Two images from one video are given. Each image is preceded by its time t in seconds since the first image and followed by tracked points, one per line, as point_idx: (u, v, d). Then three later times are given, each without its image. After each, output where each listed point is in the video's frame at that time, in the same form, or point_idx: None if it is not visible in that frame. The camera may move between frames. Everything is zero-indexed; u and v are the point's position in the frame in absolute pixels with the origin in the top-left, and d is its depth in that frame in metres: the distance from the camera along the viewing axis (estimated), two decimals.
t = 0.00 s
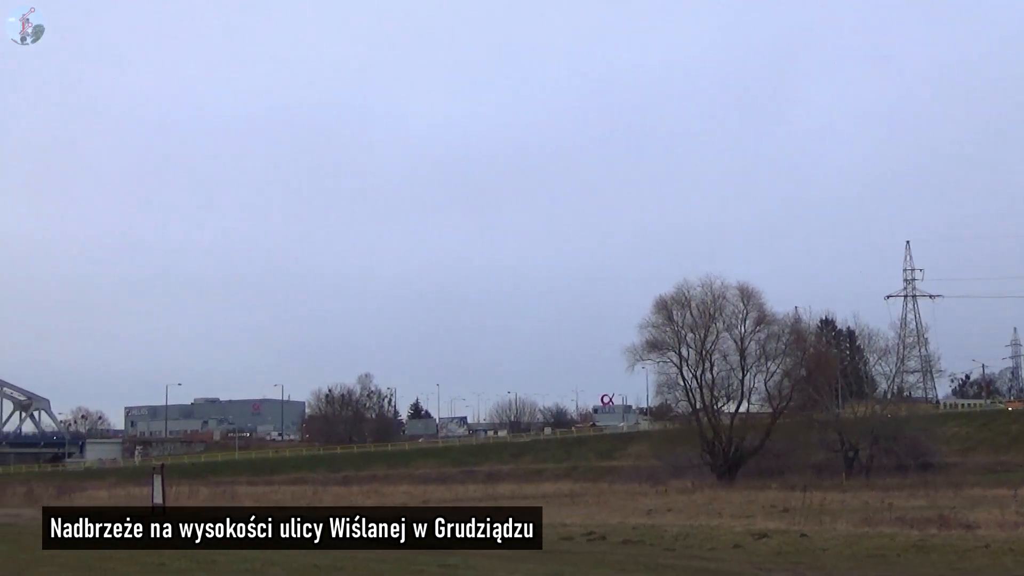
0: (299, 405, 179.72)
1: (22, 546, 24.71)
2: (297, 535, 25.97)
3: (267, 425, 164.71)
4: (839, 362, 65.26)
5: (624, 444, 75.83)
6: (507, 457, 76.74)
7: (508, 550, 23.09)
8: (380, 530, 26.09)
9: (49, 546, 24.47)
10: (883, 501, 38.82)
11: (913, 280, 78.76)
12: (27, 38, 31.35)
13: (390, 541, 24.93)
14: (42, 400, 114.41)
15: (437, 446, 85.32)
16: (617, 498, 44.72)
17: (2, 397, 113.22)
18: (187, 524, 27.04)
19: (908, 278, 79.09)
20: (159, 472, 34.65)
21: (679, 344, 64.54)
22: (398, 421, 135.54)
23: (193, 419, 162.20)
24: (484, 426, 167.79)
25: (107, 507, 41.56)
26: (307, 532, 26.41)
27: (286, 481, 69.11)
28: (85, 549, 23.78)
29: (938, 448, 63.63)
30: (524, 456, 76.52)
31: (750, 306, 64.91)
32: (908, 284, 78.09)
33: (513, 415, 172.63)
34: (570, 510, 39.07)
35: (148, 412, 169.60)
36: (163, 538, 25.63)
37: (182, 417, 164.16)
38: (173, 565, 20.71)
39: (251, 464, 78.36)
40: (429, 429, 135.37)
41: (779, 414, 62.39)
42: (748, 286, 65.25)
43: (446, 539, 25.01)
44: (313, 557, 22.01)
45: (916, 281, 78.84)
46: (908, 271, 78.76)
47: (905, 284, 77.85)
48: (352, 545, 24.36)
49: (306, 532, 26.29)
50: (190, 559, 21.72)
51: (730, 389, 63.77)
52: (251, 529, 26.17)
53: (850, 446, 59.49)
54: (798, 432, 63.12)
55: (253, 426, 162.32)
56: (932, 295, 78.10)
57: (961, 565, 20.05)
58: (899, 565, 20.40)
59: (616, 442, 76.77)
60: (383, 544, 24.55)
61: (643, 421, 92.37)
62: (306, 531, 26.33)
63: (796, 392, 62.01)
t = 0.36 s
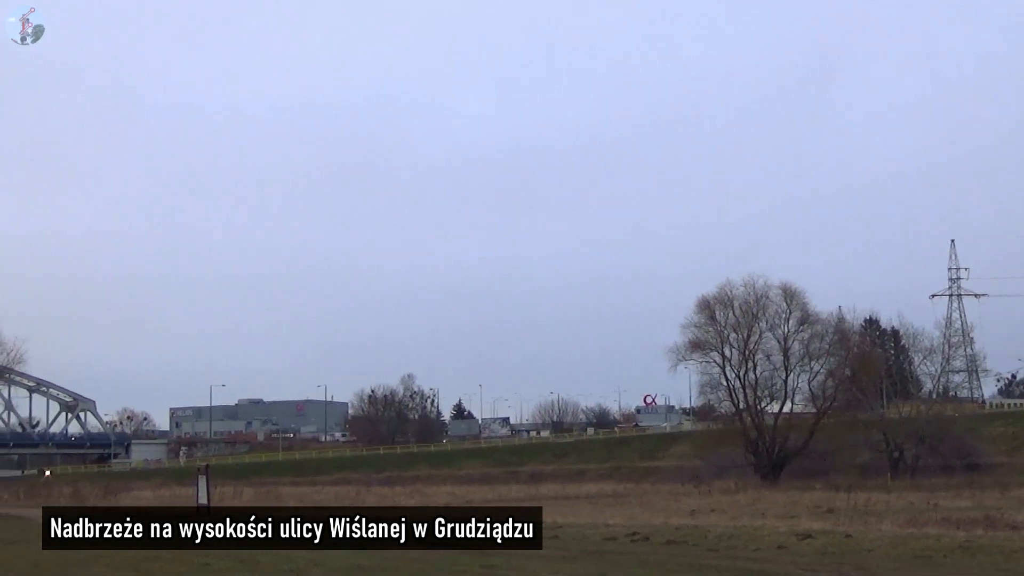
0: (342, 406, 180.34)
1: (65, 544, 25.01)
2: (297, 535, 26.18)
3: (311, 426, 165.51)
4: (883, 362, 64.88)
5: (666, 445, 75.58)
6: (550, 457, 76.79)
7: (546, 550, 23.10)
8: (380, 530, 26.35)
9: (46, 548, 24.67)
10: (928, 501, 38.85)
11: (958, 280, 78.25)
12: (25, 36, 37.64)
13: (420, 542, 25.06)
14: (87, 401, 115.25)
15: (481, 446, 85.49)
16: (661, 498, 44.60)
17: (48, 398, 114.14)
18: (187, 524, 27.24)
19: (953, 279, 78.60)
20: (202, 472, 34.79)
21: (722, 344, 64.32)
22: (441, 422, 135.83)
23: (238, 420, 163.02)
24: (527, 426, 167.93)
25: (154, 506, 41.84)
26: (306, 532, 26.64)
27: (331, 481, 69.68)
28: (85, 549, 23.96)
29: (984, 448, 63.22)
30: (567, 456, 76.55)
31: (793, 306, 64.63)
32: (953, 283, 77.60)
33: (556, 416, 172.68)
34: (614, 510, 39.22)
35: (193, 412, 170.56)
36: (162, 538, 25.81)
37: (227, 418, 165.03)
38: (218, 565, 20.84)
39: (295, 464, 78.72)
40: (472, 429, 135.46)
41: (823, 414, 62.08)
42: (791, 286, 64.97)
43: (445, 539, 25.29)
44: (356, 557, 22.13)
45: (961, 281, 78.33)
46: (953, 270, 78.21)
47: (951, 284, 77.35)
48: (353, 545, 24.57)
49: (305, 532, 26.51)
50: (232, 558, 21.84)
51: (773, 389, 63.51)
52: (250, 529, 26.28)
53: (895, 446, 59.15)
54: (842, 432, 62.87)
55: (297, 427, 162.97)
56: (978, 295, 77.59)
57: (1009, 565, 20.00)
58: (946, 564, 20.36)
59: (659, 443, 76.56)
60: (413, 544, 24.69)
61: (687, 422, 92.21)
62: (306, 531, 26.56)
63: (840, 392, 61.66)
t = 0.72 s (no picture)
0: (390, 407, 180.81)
1: (117, 543, 25.28)
2: (297, 535, 26.36)
3: (360, 427, 166.19)
4: (935, 362, 64.42)
5: (715, 445, 75.37)
6: (599, 457, 76.80)
7: (591, 550, 23.25)
8: (380, 529, 26.57)
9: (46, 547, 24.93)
10: (981, 501, 39.15)
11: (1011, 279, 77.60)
12: (25, 34, 34.75)
13: (466, 540, 25.24)
14: (140, 403, 116.11)
15: (531, 446, 85.73)
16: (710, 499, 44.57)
17: (100, 400, 115.06)
18: (187, 524, 27.52)
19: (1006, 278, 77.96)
20: (253, 472, 35.45)
21: (772, 344, 64.05)
22: (490, 423, 136.06)
23: (287, 421, 163.90)
24: (575, 427, 167.89)
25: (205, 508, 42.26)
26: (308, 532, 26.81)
27: (380, 481, 70.70)
28: (85, 549, 24.22)
29: None
30: (616, 456, 76.57)
31: (843, 306, 64.26)
32: (1006, 283, 76.96)
33: (605, 416, 172.55)
34: (665, 510, 39.66)
35: (243, 414, 171.59)
36: (163, 538, 26.09)
37: (277, 419, 166.01)
38: (269, 565, 21.00)
39: (345, 465, 79.13)
40: (520, 430, 135.58)
41: (873, 414, 61.68)
42: (841, 286, 64.60)
43: (446, 539, 25.57)
44: (405, 557, 22.27)
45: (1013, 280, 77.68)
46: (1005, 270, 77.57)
47: (1003, 283, 76.74)
48: (352, 545, 24.79)
49: (306, 532, 26.67)
50: (283, 558, 22.01)
51: (823, 390, 63.16)
52: (251, 530, 26.46)
53: (947, 448, 58.69)
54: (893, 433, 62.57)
55: (345, 428, 163.72)
56: None
57: None
58: (998, 565, 20.32)
59: (709, 443, 76.42)
60: (460, 544, 24.82)
61: (737, 423, 91.96)
62: (306, 531, 26.74)
63: (890, 392, 61.26)
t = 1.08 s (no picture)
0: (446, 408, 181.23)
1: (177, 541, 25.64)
2: (297, 534, 26.47)
3: (416, 428, 166.77)
4: (995, 362, 63.86)
5: (772, 446, 75.15)
6: (656, 458, 76.70)
7: (647, 551, 23.28)
8: (380, 529, 26.68)
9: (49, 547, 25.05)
10: None
11: None
12: (26, 34, 31.96)
13: (522, 541, 25.34)
14: (198, 404, 117.07)
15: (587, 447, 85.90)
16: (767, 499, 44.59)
17: (159, 401, 116.05)
18: (188, 524, 27.70)
19: None
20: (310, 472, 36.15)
21: (828, 345, 63.69)
22: (546, 423, 136.28)
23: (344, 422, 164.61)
24: (631, 428, 167.81)
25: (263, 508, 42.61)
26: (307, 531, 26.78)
27: (436, 481, 71.33)
28: (86, 549, 24.45)
29: None
30: (673, 457, 76.51)
31: (901, 306, 63.78)
32: None
33: (660, 417, 172.30)
34: (723, 510, 40.05)
35: (300, 415, 172.46)
36: (163, 538, 26.32)
37: (333, 420, 166.84)
38: (326, 565, 21.17)
39: (401, 465, 79.54)
40: (575, 431, 135.44)
41: (932, 415, 61.21)
42: (899, 286, 64.15)
43: (447, 539, 25.85)
44: (461, 558, 22.42)
45: None
46: None
47: None
48: (351, 545, 24.89)
49: (304, 531, 26.67)
50: (341, 559, 22.22)
51: (881, 390, 62.68)
52: (251, 529, 26.67)
53: (1007, 448, 58.16)
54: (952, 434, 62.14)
55: (402, 429, 164.33)
56: None
57: None
58: None
59: (766, 443, 76.21)
60: (515, 544, 25.00)
61: (794, 424, 91.67)
62: (305, 530, 26.62)
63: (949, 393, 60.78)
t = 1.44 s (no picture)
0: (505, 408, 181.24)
1: (239, 542, 25.84)
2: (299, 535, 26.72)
3: (475, 428, 166.94)
4: None
5: (833, 446, 74.70)
6: (715, 458, 76.39)
7: (708, 551, 23.20)
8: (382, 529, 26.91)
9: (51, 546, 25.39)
10: None
11: None
12: (23, 40, 27.93)
13: (584, 542, 25.35)
14: (259, 404, 117.78)
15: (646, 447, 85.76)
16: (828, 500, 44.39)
17: (220, 402, 116.92)
18: (188, 524, 27.86)
19: None
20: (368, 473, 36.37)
21: (890, 344, 63.17)
22: (605, 423, 136.12)
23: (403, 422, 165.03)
24: (690, 427, 167.28)
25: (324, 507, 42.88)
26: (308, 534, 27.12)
27: (496, 481, 71.28)
28: (87, 550, 24.75)
29: None
30: (732, 457, 76.19)
31: (964, 305, 63.15)
32: None
33: (720, 417, 171.62)
34: (783, 510, 39.79)
35: (359, 415, 173.09)
36: (163, 538, 26.65)
37: (392, 420, 167.36)
38: (387, 565, 21.22)
39: (460, 465, 79.65)
40: (634, 432, 135.12)
41: (996, 415, 60.55)
42: (962, 285, 63.49)
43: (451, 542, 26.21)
44: (522, 558, 22.41)
45: None
46: None
47: None
48: (351, 545, 25.06)
49: (305, 532, 27.05)
50: (400, 559, 22.25)
51: (944, 390, 62.06)
52: (251, 529, 26.88)
53: None
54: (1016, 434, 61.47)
55: (461, 429, 164.54)
56: None
57: None
58: None
59: (826, 443, 75.75)
60: (576, 544, 24.99)
61: (855, 424, 91.06)
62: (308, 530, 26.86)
63: (1014, 392, 60.10)
